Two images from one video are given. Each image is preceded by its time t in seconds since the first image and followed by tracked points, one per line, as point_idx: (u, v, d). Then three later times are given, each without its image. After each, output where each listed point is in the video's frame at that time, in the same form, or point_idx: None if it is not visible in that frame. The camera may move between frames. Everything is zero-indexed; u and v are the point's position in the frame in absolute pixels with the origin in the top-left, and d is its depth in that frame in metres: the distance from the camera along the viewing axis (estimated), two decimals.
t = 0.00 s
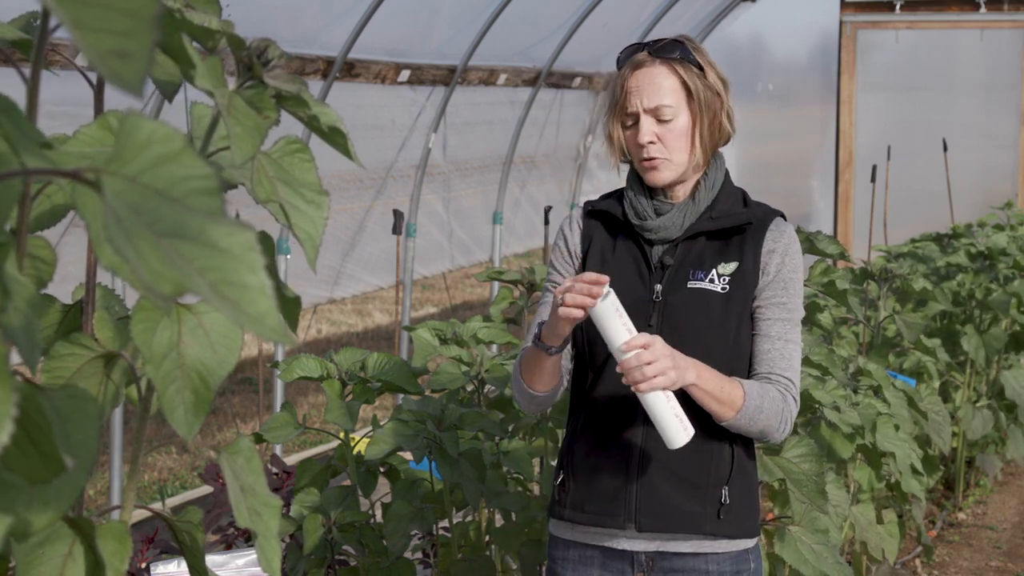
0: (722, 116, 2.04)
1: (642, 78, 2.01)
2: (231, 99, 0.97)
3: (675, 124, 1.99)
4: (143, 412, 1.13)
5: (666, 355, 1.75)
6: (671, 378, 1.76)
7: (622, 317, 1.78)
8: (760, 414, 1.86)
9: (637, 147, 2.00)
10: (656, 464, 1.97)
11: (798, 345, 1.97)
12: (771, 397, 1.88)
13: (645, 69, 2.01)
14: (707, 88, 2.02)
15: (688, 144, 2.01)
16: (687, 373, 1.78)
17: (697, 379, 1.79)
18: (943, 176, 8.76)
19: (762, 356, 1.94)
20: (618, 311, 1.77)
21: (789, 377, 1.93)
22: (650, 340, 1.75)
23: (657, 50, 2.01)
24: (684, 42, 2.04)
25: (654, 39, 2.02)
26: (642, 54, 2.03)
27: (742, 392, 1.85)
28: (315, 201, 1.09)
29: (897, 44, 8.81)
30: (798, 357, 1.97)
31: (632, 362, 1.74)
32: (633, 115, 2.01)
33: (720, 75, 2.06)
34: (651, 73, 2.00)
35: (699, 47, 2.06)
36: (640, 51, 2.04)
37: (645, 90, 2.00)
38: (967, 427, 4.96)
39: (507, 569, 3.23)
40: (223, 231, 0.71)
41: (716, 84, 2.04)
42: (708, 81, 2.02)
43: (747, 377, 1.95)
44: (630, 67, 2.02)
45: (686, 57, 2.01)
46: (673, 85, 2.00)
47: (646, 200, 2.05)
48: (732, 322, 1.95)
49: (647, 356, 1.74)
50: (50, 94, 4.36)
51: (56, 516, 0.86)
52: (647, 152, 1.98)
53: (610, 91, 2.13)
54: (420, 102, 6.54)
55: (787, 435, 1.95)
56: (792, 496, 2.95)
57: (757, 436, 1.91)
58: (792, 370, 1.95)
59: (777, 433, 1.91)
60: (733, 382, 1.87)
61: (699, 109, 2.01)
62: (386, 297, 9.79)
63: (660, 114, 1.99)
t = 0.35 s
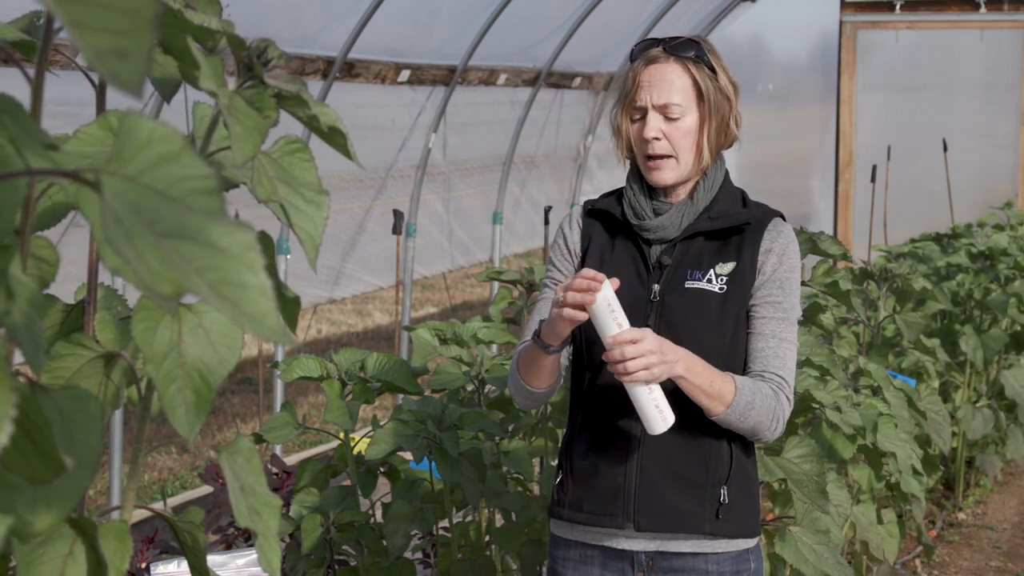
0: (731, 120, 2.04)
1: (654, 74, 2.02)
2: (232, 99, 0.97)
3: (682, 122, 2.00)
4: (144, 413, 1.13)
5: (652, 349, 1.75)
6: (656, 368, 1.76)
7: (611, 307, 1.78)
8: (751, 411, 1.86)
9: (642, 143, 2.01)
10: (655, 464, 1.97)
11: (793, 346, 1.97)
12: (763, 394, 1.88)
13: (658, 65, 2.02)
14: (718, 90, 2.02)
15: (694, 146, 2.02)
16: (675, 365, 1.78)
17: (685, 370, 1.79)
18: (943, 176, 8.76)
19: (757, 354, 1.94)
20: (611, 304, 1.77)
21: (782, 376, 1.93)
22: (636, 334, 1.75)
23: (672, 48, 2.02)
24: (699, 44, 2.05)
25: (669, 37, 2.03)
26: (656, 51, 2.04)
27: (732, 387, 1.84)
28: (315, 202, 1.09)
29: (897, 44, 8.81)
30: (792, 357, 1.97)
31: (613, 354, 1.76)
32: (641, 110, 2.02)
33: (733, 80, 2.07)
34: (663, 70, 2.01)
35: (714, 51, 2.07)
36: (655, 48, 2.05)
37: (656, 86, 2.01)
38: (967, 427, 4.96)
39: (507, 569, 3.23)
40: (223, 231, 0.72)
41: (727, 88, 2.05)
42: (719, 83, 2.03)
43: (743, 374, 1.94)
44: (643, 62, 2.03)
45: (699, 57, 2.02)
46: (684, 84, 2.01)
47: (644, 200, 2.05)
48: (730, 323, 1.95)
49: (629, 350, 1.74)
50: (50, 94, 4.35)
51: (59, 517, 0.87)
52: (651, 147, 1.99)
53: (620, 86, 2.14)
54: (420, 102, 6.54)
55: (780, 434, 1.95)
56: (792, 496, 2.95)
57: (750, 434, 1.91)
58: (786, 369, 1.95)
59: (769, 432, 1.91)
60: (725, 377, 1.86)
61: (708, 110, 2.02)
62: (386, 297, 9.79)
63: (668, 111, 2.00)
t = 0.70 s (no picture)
0: (731, 117, 2.05)
1: (654, 74, 2.02)
2: (231, 99, 0.99)
3: (686, 122, 2.00)
4: (143, 413, 1.13)
5: (643, 341, 1.76)
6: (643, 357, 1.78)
7: (614, 294, 1.77)
8: (746, 402, 1.86)
9: (648, 143, 2.00)
10: (656, 463, 1.97)
11: (790, 343, 1.97)
12: (757, 385, 1.88)
13: (658, 65, 2.02)
14: (719, 88, 2.03)
15: (698, 143, 2.02)
16: (663, 357, 1.78)
17: (671, 364, 1.79)
18: (943, 176, 8.77)
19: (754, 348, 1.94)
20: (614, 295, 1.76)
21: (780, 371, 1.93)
22: (630, 324, 1.75)
23: (669, 47, 2.03)
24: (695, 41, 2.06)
25: (666, 36, 2.03)
26: (654, 50, 2.04)
27: (725, 375, 1.84)
28: (315, 201, 1.09)
29: (897, 44, 8.81)
30: (790, 354, 1.97)
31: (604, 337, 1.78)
32: (645, 110, 2.02)
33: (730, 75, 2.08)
34: (663, 69, 2.02)
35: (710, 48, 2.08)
36: (652, 47, 2.05)
37: (658, 86, 2.01)
38: (967, 427, 4.96)
39: (506, 569, 3.23)
40: (227, 233, 0.72)
41: (726, 84, 2.06)
42: (719, 80, 2.03)
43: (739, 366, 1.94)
44: (643, 62, 2.03)
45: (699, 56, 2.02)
46: (686, 83, 2.01)
47: (647, 199, 2.04)
48: (732, 322, 1.95)
49: (619, 338, 1.76)
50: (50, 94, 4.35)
51: (61, 518, 0.88)
52: (656, 147, 1.99)
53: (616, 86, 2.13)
54: (420, 102, 6.54)
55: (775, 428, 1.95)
56: (792, 496, 2.95)
57: (743, 427, 1.90)
58: (784, 363, 1.94)
59: (763, 425, 1.90)
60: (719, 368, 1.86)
61: (710, 107, 2.03)
62: (385, 297, 9.78)
63: (672, 110, 2.00)
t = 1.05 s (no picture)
0: (733, 116, 2.05)
1: (657, 73, 2.02)
2: (233, 99, 0.98)
3: (689, 120, 2.00)
4: (143, 413, 1.13)
5: (664, 337, 1.76)
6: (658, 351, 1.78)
7: (651, 288, 1.76)
8: (735, 404, 1.86)
9: (651, 141, 2.00)
10: (655, 462, 1.97)
11: (781, 345, 1.97)
12: (747, 389, 1.88)
13: (660, 65, 2.02)
14: (720, 87, 2.03)
15: (701, 142, 2.02)
16: (678, 353, 1.78)
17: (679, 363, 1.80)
18: (943, 176, 8.77)
19: (742, 348, 1.94)
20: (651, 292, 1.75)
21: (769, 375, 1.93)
22: (656, 318, 1.75)
23: (671, 47, 2.03)
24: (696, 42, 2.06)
25: (668, 36, 2.04)
26: (656, 50, 2.04)
27: (722, 376, 1.84)
28: (315, 202, 1.09)
29: (897, 44, 8.81)
30: (779, 355, 1.97)
31: (629, 324, 1.78)
32: (648, 109, 2.02)
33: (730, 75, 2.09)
34: (665, 69, 2.02)
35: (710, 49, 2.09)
36: (653, 47, 2.05)
37: (662, 85, 2.01)
38: (967, 427, 4.96)
39: (506, 569, 3.23)
40: (227, 233, 0.72)
41: (728, 83, 2.06)
42: (720, 78, 2.03)
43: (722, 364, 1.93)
44: (645, 61, 2.03)
45: (700, 55, 2.02)
46: (689, 82, 2.01)
47: (647, 198, 2.04)
48: (730, 322, 1.95)
49: (642, 330, 1.76)
50: (49, 94, 4.35)
51: (59, 517, 0.88)
52: (661, 145, 1.98)
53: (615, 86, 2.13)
54: (420, 102, 6.54)
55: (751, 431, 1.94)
56: (792, 497, 2.95)
57: (721, 427, 1.91)
58: (768, 368, 1.94)
59: (742, 428, 1.91)
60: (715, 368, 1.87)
61: (712, 107, 2.03)
62: (386, 297, 9.78)
63: (675, 109, 2.00)
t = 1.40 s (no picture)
0: (740, 120, 2.07)
1: (672, 74, 2.01)
2: (232, 99, 0.98)
3: (701, 123, 2.00)
4: (143, 412, 1.14)
5: (669, 343, 1.76)
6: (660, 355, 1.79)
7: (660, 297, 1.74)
8: (735, 407, 1.86)
9: (663, 143, 2.00)
10: (656, 463, 1.97)
11: (782, 348, 1.97)
12: (747, 391, 1.88)
13: (675, 66, 2.02)
14: (731, 90, 2.04)
15: (711, 144, 2.02)
16: (681, 357, 1.79)
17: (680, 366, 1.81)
18: (943, 176, 8.77)
19: (743, 351, 1.93)
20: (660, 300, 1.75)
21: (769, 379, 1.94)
22: (662, 326, 1.75)
23: (685, 48, 2.03)
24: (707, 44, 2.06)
25: (681, 37, 2.03)
26: (669, 51, 2.03)
27: (723, 380, 1.85)
28: (315, 202, 1.09)
29: (897, 44, 8.81)
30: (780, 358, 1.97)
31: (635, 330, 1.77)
32: (660, 109, 2.01)
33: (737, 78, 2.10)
34: (680, 70, 2.01)
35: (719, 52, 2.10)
36: (667, 47, 2.04)
37: (675, 86, 2.00)
38: (967, 427, 4.96)
39: (506, 569, 3.23)
40: (221, 230, 0.73)
41: (736, 87, 2.07)
42: (731, 82, 2.04)
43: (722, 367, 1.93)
44: (659, 61, 2.03)
45: (713, 58, 2.03)
46: (702, 84, 2.01)
47: (650, 198, 2.03)
48: (732, 324, 1.95)
49: (648, 337, 1.75)
50: (49, 94, 4.35)
51: (56, 515, 0.87)
52: (673, 147, 1.99)
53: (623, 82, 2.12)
54: (420, 102, 6.54)
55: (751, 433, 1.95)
56: (792, 497, 2.95)
57: (720, 428, 1.91)
58: (768, 371, 1.94)
59: (741, 429, 1.91)
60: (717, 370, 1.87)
61: (723, 110, 2.04)
62: (385, 297, 9.78)
63: (688, 111, 2.00)
